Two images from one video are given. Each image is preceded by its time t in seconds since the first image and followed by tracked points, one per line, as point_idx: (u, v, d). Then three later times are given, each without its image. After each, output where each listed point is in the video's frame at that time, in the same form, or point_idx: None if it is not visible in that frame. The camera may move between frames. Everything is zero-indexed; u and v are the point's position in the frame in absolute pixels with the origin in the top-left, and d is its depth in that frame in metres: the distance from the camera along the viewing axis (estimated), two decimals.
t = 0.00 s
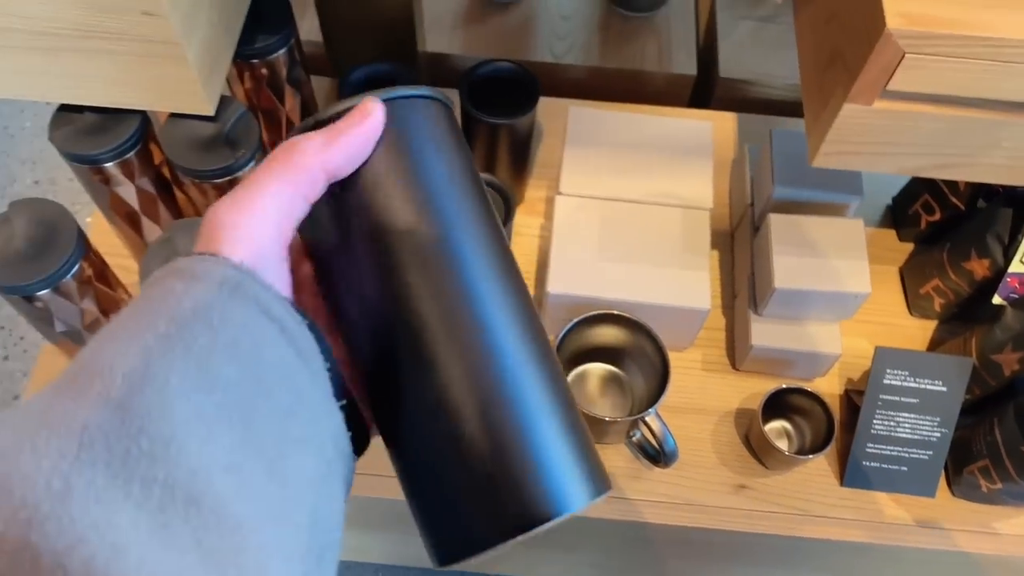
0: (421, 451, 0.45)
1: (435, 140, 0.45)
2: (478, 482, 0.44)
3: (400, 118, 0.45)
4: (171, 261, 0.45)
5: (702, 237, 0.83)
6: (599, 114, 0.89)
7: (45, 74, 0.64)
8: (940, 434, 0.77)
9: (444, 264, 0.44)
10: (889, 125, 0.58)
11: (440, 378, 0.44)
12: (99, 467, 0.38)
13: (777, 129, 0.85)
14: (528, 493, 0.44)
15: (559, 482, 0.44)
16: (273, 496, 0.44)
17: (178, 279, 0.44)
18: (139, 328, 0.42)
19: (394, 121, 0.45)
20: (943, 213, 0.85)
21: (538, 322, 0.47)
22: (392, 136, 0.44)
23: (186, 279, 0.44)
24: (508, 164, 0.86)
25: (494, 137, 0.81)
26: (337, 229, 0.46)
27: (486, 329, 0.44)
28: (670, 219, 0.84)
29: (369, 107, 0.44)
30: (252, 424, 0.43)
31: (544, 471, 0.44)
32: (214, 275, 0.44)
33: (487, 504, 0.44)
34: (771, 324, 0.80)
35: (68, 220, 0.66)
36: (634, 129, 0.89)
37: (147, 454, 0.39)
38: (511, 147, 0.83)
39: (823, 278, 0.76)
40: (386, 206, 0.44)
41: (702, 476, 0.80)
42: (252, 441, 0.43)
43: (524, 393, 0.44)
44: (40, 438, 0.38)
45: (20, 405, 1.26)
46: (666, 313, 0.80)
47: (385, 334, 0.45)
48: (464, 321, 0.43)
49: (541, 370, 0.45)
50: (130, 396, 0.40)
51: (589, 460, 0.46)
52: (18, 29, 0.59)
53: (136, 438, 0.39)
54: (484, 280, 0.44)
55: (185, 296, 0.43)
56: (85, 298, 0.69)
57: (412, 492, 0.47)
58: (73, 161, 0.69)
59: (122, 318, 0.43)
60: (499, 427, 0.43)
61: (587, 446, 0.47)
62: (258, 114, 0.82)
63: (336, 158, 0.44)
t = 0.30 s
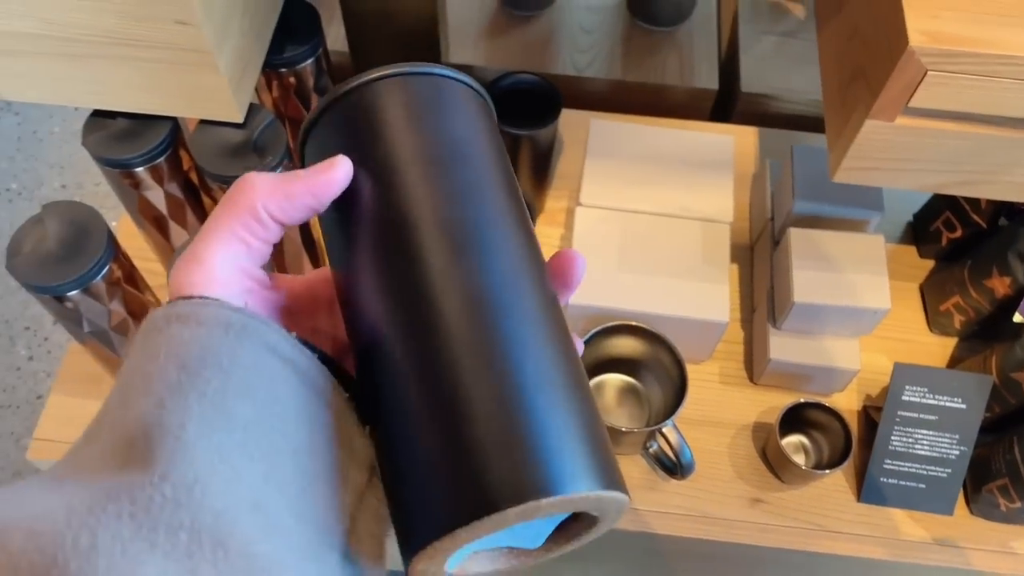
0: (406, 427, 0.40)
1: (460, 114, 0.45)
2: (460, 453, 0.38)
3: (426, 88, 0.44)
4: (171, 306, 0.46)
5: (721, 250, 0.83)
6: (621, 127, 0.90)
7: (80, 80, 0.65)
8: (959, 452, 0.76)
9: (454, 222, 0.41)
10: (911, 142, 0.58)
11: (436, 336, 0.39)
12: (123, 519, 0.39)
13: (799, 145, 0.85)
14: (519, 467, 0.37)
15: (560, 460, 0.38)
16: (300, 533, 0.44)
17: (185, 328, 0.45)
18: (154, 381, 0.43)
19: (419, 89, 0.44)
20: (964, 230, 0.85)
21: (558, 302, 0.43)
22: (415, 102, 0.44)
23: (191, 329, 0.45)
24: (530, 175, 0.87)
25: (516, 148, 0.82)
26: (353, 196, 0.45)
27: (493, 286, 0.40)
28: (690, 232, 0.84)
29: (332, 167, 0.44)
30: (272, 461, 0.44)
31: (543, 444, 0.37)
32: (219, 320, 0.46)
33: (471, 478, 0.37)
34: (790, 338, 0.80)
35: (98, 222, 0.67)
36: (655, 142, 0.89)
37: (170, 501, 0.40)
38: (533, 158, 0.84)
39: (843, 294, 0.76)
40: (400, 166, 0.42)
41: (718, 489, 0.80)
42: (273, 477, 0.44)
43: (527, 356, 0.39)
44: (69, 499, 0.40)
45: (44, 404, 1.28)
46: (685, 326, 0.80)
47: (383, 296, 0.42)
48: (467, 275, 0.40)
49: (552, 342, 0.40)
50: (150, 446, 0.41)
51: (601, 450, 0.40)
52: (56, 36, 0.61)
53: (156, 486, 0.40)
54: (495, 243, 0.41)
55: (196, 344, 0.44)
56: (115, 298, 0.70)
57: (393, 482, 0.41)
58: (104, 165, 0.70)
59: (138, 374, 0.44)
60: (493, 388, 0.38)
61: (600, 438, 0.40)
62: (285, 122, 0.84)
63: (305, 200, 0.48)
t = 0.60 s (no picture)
0: (415, 439, 0.40)
1: (468, 126, 0.45)
2: (471, 466, 0.38)
3: (435, 100, 0.45)
4: (208, 334, 0.47)
5: (729, 259, 0.83)
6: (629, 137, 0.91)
7: (95, 88, 0.66)
8: (966, 462, 0.76)
9: (463, 234, 0.42)
10: (918, 151, 0.59)
11: (444, 348, 0.40)
12: (171, 539, 0.40)
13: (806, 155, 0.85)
14: (529, 479, 0.37)
15: (570, 471, 0.38)
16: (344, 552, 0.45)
17: (221, 355, 0.46)
18: (196, 408, 0.45)
19: (428, 101, 0.45)
20: (972, 240, 0.85)
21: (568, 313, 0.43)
22: (425, 114, 0.44)
23: (227, 356, 0.46)
24: (538, 184, 0.87)
25: (525, 156, 0.83)
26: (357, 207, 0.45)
27: (501, 297, 0.41)
28: (697, 242, 0.84)
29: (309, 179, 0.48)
30: (313, 480, 0.45)
31: (553, 456, 0.38)
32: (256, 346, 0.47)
33: (481, 490, 0.38)
34: (797, 347, 0.81)
35: (112, 228, 0.68)
36: (663, 151, 0.90)
37: (215, 520, 0.41)
38: (542, 167, 0.85)
39: (850, 303, 0.76)
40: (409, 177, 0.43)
41: (725, 497, 0.80)
42: (314, 496, 0.45)
43: (535, 368, 0.39)
44: (117, 522, 0.41)
45: (53, 410, 1.29)
46: (693, 334, 0.81)
47: (391, 309, 0.42)
48: (473, 281, 0.41)
49: (561, 353, 0.41)
50: (194, 471, 0.43)
51: (612, 461, 0.40)
52: (74, 45, 0.62)
53: (202, 507, 0.41)
54: (504, 254, 0.42)
55: (233, 370, 0.46)
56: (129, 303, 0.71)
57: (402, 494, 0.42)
58: (118, 171, 0.71)
59: (179, 401, 0.45)
60: (502, 400, 0.38)
61: (612, 450, 0.41)
62: (297, 131, 0.84)
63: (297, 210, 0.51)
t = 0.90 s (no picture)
0: (430, 448, 0.40)
1: (478, 133, 0.45)
2: (487, 475, 0.38)
3: (443, 106, 0.45)
4: (247, 340, 0.46)
5: (733, 265, 0.83)
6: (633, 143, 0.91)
7: (101, 94, 0.67)
8: (971, 468, 0.76)
9: (471, 236, 0.42)
10: (921, 158, 0.59)
11: (456, 356, 0.40)
12: (203, 556, 0.41)
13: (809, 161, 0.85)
14: (546, 487, 0.37)
15: (587, 478, 0.38)
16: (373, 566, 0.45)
17: (259, 365, 0.45)
18: (232, 418, 0.44)
19: (437, 107, 0.45)
20: (975, 246, 0.86)
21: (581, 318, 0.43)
22: (435, 121, 0.44)
23: (266, 366, 0.45)
24: (542, 190, 0.87)
25: (529, 162, 0.83)
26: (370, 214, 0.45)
27: (513, 304, 0.41)
28: (701, 248, 0.84)
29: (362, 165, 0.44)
30: (341, 499, 0.45)
31: (569, 463, 0.38)
32: (297, 360, 0.46)
33: (497, 499, 0.38)
34: (801, 352, 0.81)
35: (118, 234, 0.68)
36: (666, 158, 0.90)
37: (249, 540, 0.41)
38: (546, 173, 0.85)
39: (854, 309, 0.76)
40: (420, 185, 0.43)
41: (729, 503, 0.80)
42: (344, 512, 0.45)
43: (549, 374, 0.39)
44: (149, 532, 0.41)
45: (57, 416, 1.29)
46: (697, 340, 0.81)
47: (403, 317, 0.42)
48: (484, 282, 0.41)
49: (573, 356, 0.41)
50: (229, 485, 0.42)
51: (627, 467, 0.40)
52: (81, 51, 0.62)
53: (236, 526, 0.41)
54: (516, 261, 0.42)
55: (272, 381, 0.45)
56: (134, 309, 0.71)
57: (418, 501, 0.42)
58: (124, 178, 0.72)
59: (214, 407, 0.45)
60: (513, 400, 0.39)
61: (626, 455, 0.41)
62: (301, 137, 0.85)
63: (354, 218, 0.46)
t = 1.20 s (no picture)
0: (422, 408, 0.40)
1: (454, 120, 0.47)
2: (482, 420, 0.37)
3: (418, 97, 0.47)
4: (259, 335, 0.46)
5: (734, 271, 0.83)
6: (634, 150, 0.91)
7: (102, 101, 0.67)
8: (972, 475, 0.76)
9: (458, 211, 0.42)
10: (922, 165, 0.59)
11: (443, 313, 0.40)
12: (218, 546, 0.40)
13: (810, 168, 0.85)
14: (543, 421, 0.36)
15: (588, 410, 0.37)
16: (381, 556, 0.45)
17: (270, 356, 0.45)
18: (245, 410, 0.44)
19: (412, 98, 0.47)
20: (976, 253, 0.85)
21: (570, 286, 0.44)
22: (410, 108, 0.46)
23: (278, 357, 0.45)
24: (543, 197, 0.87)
25: (530, 168, 0.83)
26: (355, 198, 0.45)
27: (498, 260, 0.41)
28: (702, 254, 0.84)
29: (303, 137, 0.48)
30: (348, 489, 0.44)
31: (566, 397, 0.37)
32: (308, 351, 0.45)
33: (496, 442, 0.37)
34: (803, 359, 0.81)
35: (118, 240, 0.68)
36: (667, 164, 0.90)
37: (263, 528, 0.41)
38: (547, 179, 0.85)
39: (855, 316, 0.76)
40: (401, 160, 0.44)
41: (730, 511, 0.80)
42: (355, 502, 0.45)
43: (538, 319, 0.39)
44: (164, 526, 0.41)
45: (56, 422, 1.29)
46: (698, 347, 0.80)
47: (389, 285, 0.42)
48: (471, 250, 0.41)
49: (566, 313, 0.41)
50: (243, 476, 0.42)
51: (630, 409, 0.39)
52: (81, 58, 0.62)
53: (250, 514, 0.41)
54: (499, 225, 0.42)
55: (284, 372, 0.44)
56: (133, 315, 0.71)
57: (414, 466, 0.41)
58: (124, 184, 0.72)
59: (225, 399, 0.45)
60: (510, 355, 0.38)
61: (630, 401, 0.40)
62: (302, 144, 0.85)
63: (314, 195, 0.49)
